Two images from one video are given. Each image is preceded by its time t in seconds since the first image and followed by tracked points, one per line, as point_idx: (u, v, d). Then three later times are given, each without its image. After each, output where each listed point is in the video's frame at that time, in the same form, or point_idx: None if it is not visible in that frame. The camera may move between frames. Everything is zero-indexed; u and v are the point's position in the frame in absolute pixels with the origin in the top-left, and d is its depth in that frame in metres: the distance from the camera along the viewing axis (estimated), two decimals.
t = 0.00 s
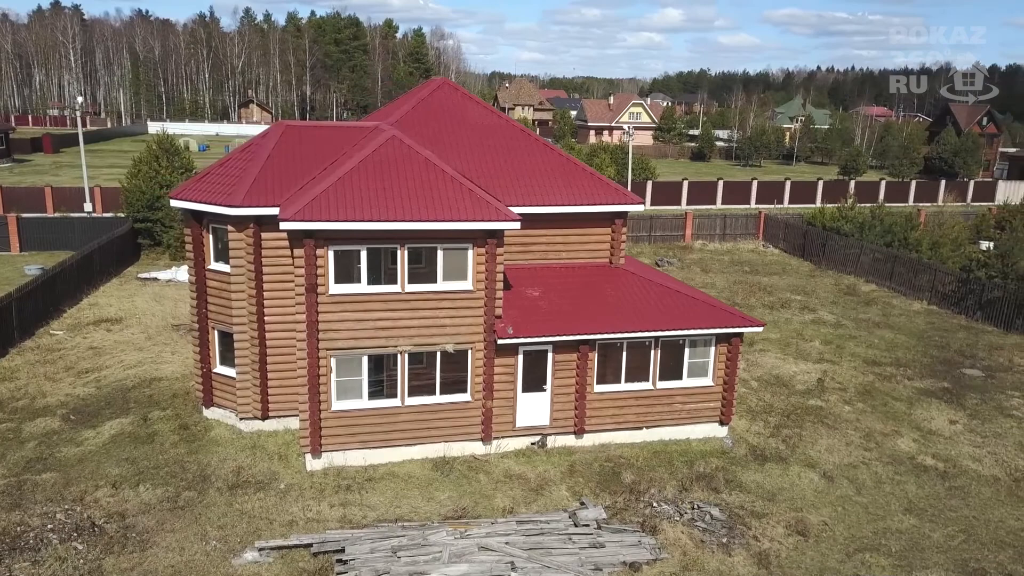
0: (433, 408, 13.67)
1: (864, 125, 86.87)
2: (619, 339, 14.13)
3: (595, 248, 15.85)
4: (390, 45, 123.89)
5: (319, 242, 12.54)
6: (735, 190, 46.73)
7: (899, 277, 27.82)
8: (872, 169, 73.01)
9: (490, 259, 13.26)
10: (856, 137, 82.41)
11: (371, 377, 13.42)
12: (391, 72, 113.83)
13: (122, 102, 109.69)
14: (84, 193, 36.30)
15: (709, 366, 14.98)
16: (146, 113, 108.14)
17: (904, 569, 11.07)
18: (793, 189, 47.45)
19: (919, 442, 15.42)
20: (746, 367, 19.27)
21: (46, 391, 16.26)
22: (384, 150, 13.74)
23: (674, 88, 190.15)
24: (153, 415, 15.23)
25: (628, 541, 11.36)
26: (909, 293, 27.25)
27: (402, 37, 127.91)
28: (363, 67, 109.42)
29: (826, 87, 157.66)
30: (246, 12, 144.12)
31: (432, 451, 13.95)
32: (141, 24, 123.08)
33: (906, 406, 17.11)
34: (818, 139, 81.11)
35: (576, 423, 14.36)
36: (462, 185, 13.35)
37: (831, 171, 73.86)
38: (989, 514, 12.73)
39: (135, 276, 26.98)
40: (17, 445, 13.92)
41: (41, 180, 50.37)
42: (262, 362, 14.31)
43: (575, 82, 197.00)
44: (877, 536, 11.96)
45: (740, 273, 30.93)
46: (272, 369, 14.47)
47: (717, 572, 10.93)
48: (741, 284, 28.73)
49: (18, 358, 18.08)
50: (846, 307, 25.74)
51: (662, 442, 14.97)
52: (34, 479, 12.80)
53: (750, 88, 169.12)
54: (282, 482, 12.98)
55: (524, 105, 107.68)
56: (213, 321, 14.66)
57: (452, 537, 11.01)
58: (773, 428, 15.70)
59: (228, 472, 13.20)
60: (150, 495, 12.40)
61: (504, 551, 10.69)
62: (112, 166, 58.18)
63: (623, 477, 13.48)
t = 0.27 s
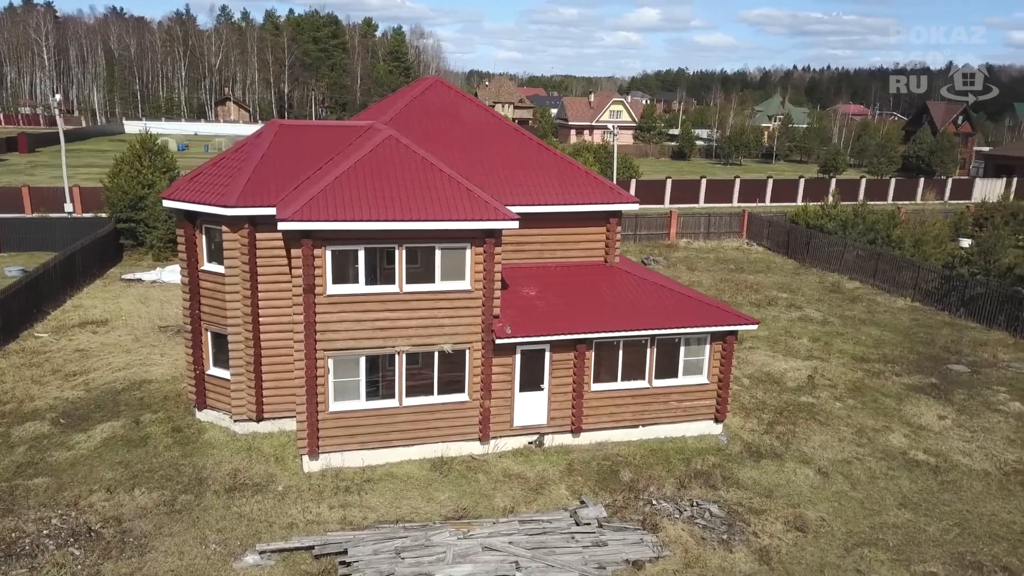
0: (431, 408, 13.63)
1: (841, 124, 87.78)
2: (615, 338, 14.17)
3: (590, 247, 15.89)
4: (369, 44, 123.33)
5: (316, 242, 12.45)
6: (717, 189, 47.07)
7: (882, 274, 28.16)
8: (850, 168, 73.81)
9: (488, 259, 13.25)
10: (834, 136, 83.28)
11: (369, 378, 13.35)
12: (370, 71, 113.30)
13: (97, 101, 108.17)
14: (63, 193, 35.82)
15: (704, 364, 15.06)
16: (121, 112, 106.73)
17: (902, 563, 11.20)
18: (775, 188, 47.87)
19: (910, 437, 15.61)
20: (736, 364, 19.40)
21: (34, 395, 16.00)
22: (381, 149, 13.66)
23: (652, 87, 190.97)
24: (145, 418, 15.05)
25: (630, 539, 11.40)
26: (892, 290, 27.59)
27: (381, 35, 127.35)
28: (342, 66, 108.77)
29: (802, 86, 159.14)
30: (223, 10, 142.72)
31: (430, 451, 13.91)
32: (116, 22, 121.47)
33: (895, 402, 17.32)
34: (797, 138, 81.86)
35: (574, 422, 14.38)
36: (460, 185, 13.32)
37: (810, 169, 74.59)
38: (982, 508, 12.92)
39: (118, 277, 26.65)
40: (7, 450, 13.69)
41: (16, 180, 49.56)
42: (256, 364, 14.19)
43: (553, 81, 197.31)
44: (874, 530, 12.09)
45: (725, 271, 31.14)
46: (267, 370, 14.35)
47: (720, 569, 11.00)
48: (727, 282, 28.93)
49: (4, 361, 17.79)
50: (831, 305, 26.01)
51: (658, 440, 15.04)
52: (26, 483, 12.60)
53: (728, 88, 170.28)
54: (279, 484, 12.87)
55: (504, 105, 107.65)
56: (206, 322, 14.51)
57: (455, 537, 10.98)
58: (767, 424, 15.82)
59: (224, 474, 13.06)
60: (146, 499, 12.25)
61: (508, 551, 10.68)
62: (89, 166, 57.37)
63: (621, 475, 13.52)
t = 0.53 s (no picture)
0: (428, 409, 13.60)
1: (817, 122, 88.67)
2: (611, 336, 14.22)
3: (584, 246, 15.92)
4: (346, 41, 122.51)
5: (314, 242, 12.36)
6: (698, 187, 47.37)
7: (865, 270, 28.51)
8: (827, 165, 74.61)
9: (485, 258, 13.24)
10: (811, 134, 84.11)
11: (366, 378, 13.28)
12: (347, 69, 112.56)
13: (68, 98, 106.38)
14: (39, 192, 35.23)
15: (698, 362, 15.16)
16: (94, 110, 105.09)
17: (899, 556, 11.35)
18: (755, 185, 48.28)
19: (900, 432, 15.83)
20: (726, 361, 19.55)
21: (20, 399, 15.72)
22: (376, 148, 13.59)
23: (629, 85, 191.65)
24: (136, 421, 14.85)
25: (632, 536, 11.44)
26: (875, 286, 27.95)
27: (358, 33, 126.57)
28: (319, 64, 107.93)
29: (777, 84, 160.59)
30: (196, 6, 141.03)
31: (428, 451, 13.87)
32: (87, 18, 119.54)
33: (884, 397, 17.55)
34: (774, 136, 82.57)
35: (570, 420, 14.41)
36: (457, 185, 13.28)
37: (787, 167, 75.29)
38: (973, 501, 13.13)
39: (100, 277, 26.29)
40: None
41: None
42: (251, 365, 14.06)
43: (531, 79, 197.32)
44: (870, 524, 12.24)
45: (710, 268, 31.35)
46: (261, 372, 14.23)
47: (721, 565, 11.08)
48: (712, 279, 29.13)
49: None
50: (816, 301, 26.29)
51: (653, 437, 15.12)
52: (18, 489, 12.38)
53: (704, 86, 171.36)
54: (277, 487, 12.77)
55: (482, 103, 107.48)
56: (198, 324, 14.35)
57: (458, 537, 10.97)
58: (759, 421, 15.96)
59: (220, 477, 12.93)
60: (142, 503, 12.09)
61: (511, 550, 10.68)
62: (62, 165, 56.43)
63: (619, 473, 13.58)
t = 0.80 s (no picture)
0: (426, 409, 13.55)
1: (793, 120, 89.53)
2: (607, 336, 14.27)
3: (578, 245, 15.95)
4: (322, 39, 121.61)
5: (311, 243, 12.26)
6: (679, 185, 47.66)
7: (847, 267, 28.86)
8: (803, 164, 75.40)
9: (483, 258, 13.22)
10: (787, 133, 84.96)
11: (364, 380, 13.21)
12: (323, 67, 111.75)
13: (38, 97, 104.52)
14: (14, 193, 34.62)
15: (693, 360, 15.25)
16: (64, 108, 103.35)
17: (897, 550, 11.51)
18: (735, 184, 48.67)
19: (890, 427, 16.03)
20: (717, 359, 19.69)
21: (6, 404, 15.42)
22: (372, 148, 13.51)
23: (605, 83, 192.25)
24: (128, 425, 14.64)
25: (635, 535, 11.49)
26: (857, 283, 28.30)
27: (334, 31, 125.70)
28: (295, 62, 107.03)
29: (752, 83, 161.96)
30: (168, 4, 139.23)
31: (426, 453, 13.82)
32: (56, 15, 117.53)
33: (872, 393, 17.77)
34: (751, 135, 83.29)
35: (568, 420, 14.43)
36: (454, 185, 13.24)
37: (764, 165, 75.97)
38: (966, 494, 13.33)
39: (81, 279, 25.89)
40: None
41: None
42: (245, 368, 13.92)
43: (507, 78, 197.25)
44: (867, 519, 12.39)
45: (694, 266, 31.55)
46: (256, 374, 14.08)
47: (724, 562, 11.15)
48: (697, 277, 29.31)
49: None
50: (800, 299, 26.56)
51: (649, 435, 15.19)
52: (10, 496, 12.15)
53: (679, 85, 172.32)
54: (275, 490, 12.66)
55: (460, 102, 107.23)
56: (191, 326, 14.17)
57: (462, 538, 10.95)
58: (753, 418, 16.09)
59: (217, 481, 12.79)
60: (138, 509, 11.92)
61: (517, 550, 10.69)
62: (34, 164, 55.47)
63: (618, 471, 13.63)
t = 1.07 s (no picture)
0: (424, 410, 13.49)
1: (768, 119, 90.32)
2: (604, 334, 14.29)
3: (572, 245, 15.98)
4: (297, 37, 120.55)
5: (309, 243, 12.14)
6: (659, 184, 47.87)
7: (829, 264, 29.18)
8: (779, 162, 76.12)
9: (481, 258, 13.18)
10: (763, 131, 85.70)
11: (362, 381, 13.12)
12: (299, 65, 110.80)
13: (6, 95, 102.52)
14: None
15: (688, 358, 15.32)
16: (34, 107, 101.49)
17: (896, 544, 11.65)
18: (714, 182, 48.99)
19: (881, 422, 16.22)
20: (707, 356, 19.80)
21: None
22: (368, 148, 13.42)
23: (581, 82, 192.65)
24: (118, 430, 14.41)
25: (637, 533, 11.52)
26: (839, 280, 28.62)
27: (309, 29, 124.66)
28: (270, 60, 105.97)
29: (726, 82, 163.19)
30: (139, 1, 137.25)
31: (424, 453, 13.75)
32: (24, 11, 115.32)
33: (861, 389, 17.98)
34: (727, 134, 83.92)
35: (565, 419, 14.44)
36: (452, 184, 13.19)
37: (741, 163, 76.59)
38: (958, 487, 13.52)
39: (60, 281, 25.44)
40: None
41: None
42: (240, 370, 13.76)
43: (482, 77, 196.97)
44: (864, 514, 12.52)
45: (678, 264, 31.71)
46: (250, 376, 13.92)
47: (726, 558, 11.21)
48: (682, 275, 29.46)
49: None
50: (785, 296, 26.80)
51: (644, 433, 15.24)
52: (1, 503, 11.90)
53: (654, 84, 173.13)
54: (273, 493, 12.53)
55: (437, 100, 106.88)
56: (183, 328, 13.99)
57: (467, 539, 10.92)
58: (746, 415, 16.21)
59: (214, 485, 12.62)
60: (134, 515, 11.73)
61: (522, 550, 10.68)
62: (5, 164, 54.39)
63: (616, 469, 13.66)
